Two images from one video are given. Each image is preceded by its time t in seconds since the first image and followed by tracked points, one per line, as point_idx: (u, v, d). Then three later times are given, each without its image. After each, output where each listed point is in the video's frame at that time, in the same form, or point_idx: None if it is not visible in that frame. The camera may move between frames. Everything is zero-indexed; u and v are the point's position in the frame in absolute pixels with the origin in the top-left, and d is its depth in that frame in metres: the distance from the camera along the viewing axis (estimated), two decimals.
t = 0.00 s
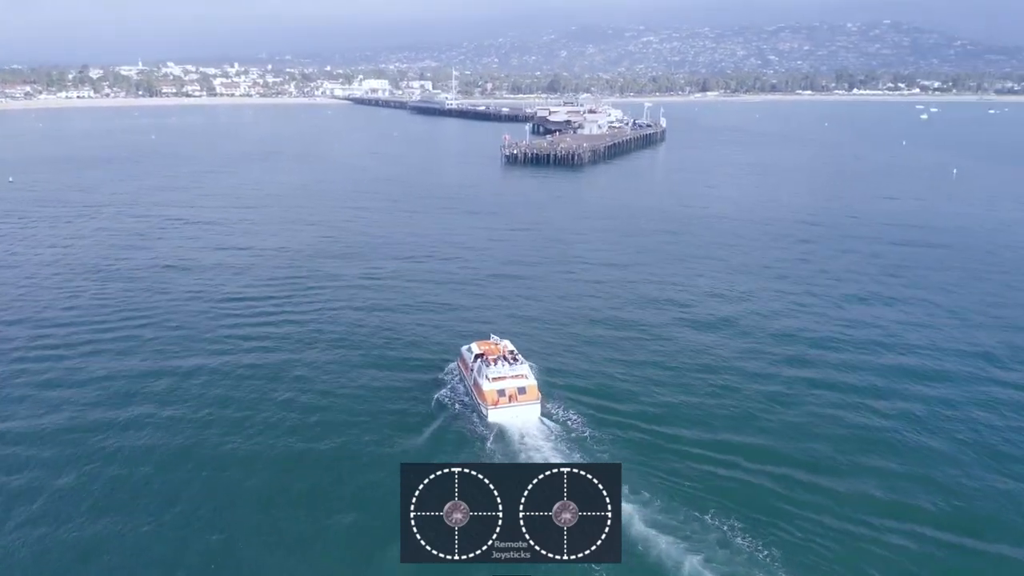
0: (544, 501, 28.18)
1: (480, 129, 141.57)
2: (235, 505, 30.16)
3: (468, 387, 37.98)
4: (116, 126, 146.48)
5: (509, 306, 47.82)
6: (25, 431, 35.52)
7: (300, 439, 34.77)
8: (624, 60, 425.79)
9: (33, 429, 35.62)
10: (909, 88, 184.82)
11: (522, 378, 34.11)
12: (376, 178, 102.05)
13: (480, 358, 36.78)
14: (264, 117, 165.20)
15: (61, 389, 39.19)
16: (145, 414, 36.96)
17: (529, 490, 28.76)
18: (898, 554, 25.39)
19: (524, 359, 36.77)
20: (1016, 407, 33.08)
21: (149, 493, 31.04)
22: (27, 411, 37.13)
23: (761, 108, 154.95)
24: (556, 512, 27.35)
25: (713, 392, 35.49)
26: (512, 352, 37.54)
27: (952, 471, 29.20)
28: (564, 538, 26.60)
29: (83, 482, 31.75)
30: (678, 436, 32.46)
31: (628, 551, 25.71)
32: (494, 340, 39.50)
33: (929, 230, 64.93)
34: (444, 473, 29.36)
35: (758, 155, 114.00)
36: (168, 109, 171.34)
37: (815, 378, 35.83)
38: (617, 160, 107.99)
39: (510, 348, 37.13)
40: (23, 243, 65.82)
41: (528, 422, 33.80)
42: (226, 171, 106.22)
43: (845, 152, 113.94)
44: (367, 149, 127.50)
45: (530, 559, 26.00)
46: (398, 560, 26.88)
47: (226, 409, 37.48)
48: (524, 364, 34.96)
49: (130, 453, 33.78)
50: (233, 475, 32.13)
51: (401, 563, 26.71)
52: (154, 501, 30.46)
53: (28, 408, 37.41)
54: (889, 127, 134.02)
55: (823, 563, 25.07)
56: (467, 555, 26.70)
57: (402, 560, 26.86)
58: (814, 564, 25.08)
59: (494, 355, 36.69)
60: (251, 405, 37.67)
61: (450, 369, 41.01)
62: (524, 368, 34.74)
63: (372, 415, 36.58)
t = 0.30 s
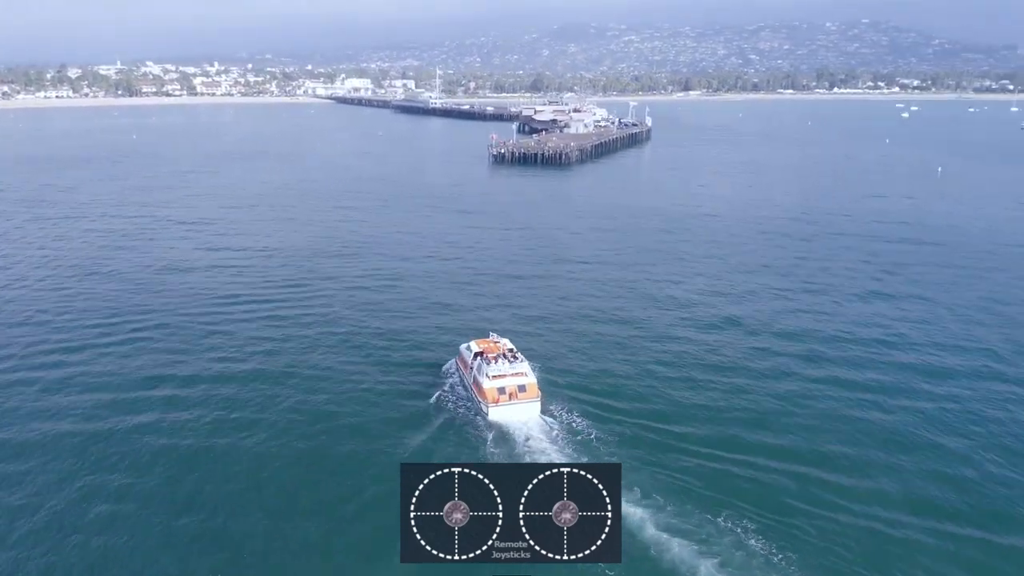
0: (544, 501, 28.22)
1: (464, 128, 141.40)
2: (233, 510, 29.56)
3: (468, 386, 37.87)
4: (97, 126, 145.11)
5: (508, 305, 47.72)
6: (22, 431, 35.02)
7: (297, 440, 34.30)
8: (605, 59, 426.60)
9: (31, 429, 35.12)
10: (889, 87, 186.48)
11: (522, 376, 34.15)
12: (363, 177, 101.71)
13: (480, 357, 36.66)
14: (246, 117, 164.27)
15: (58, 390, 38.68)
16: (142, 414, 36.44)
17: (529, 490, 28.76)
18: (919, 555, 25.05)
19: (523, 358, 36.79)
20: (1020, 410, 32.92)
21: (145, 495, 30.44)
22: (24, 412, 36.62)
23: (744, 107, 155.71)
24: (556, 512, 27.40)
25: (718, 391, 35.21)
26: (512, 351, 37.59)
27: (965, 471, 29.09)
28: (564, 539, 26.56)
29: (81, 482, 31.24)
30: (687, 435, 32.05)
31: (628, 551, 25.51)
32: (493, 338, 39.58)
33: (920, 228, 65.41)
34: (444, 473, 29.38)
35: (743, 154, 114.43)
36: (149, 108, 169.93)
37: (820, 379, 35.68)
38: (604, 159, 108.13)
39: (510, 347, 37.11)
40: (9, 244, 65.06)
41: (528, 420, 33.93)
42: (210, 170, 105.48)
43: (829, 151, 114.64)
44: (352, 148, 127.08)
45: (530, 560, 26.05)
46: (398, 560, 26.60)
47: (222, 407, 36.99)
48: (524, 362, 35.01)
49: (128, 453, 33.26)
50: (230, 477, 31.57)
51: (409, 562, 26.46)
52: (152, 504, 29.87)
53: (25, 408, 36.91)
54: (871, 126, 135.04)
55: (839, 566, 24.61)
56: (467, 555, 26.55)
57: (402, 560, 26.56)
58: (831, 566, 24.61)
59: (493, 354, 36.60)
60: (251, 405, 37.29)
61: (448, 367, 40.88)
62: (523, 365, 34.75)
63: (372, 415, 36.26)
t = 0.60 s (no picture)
0: (544, 501, 28.39)
1: (451, 128, 141.29)
2: (235, 515, 29.35)
3: (468, 384, 38.00)
4: (80, 127, 144.02)
5: (507, 306, 47.66)
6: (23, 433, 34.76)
7: (296, 444, 34.09)
8: (587, 58, 427.04)
9: (31, 430, 34.89)
10: (871, 87, 187.70)
11: (524, 374, 34.32)
12: (351, 176, 101.45)
13: (480, 355, 36.90)
14: (230, 116, 163.42)
15: (57, 391, 38.40)
16: (143, 415, 36.26)
17: (529, 490, 28.90)
18: (938, 555, 24.91)
19: (523, 356, 36.87)
20: None
21: (148, 499, 30.29)
22: (24, 413, 36.30)
23: (729, 107, 156.40)
24: (556, 512, 27.64)
25: (725, 393, 35.06)
26: (512, 350, 37.80)
27: (976, 471, 28.94)
28: (563, 538, 26.75)
29: (86, 485, 31.13)
30: (698, 439, 31.81)
31: (628, 551, 25.60)
32: (493, 337, 39.76)
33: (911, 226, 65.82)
34: (444, 474, 29.57)
35: (730, 153, 114.94)
36: (131, 108, 168.73)
37: (824, 380, 35.56)
38: (593, 159, 108.30)
39: (510, 346, 37.30)
40: None
41: (530, 417, 34.06)
42: (197, 170, 104.94)
43: (815, 150, 115.36)
44: (339, 148, 126.76)
45: (530, 560, 26.18)
46: (398, 560, 26.74)
47: (223, 409, 36.81)
48: (525, 360, 35.17)
49: (130, 455, 33.15)
50: (232, 482, 31.41)
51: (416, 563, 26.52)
52: (154, 509, 29.63)
53: (23, 410, 36.64)
54: (854, 125, 135.96)
55: (857, 567, 24.43)
56: (467, 555, 26.70)
57: (402, 560, 26.70)
58: (849, 567, 24.43)
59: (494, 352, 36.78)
60: (253, 406, 37.11)
61: (448, 366, 40.93)
62: (524, 363, 34.88)
63: (375, 417, 36.08)
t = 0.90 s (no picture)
0: (544, 501, 28.25)
1: (439, 128, 141.22)
2: (236, 518, 29.02)
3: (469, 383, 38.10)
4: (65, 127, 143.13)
5: (506, 306, 47.61)
6: (22, 438, 34.43)
7: (295, 446, 33.80)
8: (571, 59, 427.68)
9: (29, 436, 34.58)
10: (855, 87, 188.88)
11: (525, 373, 34.46)
12: (341, 177, 101.23)
13: (480, 355, 36.98)
14: (216, 116, 162.77)
15: (54, 394, 38.10)
16: (142, 419, 35.97)
17: (529, 490, 28.76)
18: (954, 560, 24.85)
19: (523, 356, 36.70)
20: None
21: (148, 503, 29.96)
22: (22, 418, 35.96)
23: (715, 107, 157.05)
24: (556, 512, 27.51)
25: (733, 395, 34.92)
26: (512, 349, 37.94)
27: (988, 473, 28.88)
28: (563, 538, 26.67)
29: (85, 489, 30.79)
30: (710, 442, 31.66)
31: (630, 552, 25.60)
32: (493, 337, 39.83)
33: (903, 225, 66.26)
34: (444, 474, 29.34)
35: (718, 153, 115.44)
36: (116, 109, 167.77)
37: (830, 381, 35.49)
38: (582, 159, 108.47)
39: (510, 346, 37.39)
40: None
41: (533, 416, 34.23)
42: (185, 170, 104.52)
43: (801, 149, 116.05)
44: (327, 148, 126.49)
45: (530, 559, 26.08)
46: (397, 560, 26.71)
47: (224, 411, 36.55)
48: (526, 360, 35.30)
49: (129, 459, 32.84)
50: (233, 485, 31.08)
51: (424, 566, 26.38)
52: (156, 513, 29.30)
53: (21, 414, 36.29)
54: (840, 125, 136.83)
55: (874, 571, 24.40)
56: (467, 555, 26.76)
57: (402, 560, 26.68)
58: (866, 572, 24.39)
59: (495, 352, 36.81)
60: (254, 408, 36.87)
61: (448, 365, 40.87)
62: (525, 362, 35.00)
63: (378, 418, 35.87)
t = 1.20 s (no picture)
0: (544, 501, 27.45)
1: (426, 129, 141.08)
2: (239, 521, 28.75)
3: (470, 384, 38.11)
4: (49, 128, 142.16)
5: (505, 307, 47.55)
6: (20, 440, 34.02)
7: (295, 447, 33.61)
8: (555, 59, 428.35)
9: (27, 437, 34.15)
10: (839, 87, 190.20)
11: (526, 373, 34.63)
12: (330, 177, 100.96)
13: (481, 355, 37.06)
14: (201, 117, 162.05)
15: (53, 397, 37.71)
16: (140, 421, 35.58)
17: (529, 490, 27.98)
18: (973, 566, 24.75)
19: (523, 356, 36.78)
20: None
21: (149, 506, 29.61)
22: (20, 420, 35.57)
23: (701, 107, 157.67)
24: (556, 512, 26.94)
25: (741, 398, 34.76)
26: (512, 350, 38.00)
27: (1004, 475, 28.92)
28: (564, 539, 26.57)
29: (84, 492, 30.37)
30: (722, 446, 31.43)
31: (629, 552, 25.79)
32: (493, 338, 39.86)
33: (895, 224, 66.72)
34: (444, 473, 28.23)
35: (705, 153, 116.00)
36: (100, 110, 166.76)
37: (834, 382, 35.48)
38: (572, 159, 108.60)
39: (511, 347, 37.50)
40: None
41: (535, 416, 34.30)
42: (172, 171, 104.01)
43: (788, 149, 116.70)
44: (314, 149, 126.18)
45: (530, 560, 26.09)
46: (398, 561, 26.65)
47: (224, 413, 36.26)
48: (526, 360, 35.47)
49: (127, 462, 32.43)
50: (234, 488, 30.72)
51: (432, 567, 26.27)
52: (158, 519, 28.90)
53: (19, 416, 35.88)
54: (825, 124, 137.66)
55: None
56: (467, 555, 26.46)
57: (402, 561, 26.63)
58: None
59: (495, 352, 36.96)
60: (255, 410, 36.61)
61: (448, 366, 40.94)
62: (526, 363, 35.17)
63: (380, 420, 35.72)
